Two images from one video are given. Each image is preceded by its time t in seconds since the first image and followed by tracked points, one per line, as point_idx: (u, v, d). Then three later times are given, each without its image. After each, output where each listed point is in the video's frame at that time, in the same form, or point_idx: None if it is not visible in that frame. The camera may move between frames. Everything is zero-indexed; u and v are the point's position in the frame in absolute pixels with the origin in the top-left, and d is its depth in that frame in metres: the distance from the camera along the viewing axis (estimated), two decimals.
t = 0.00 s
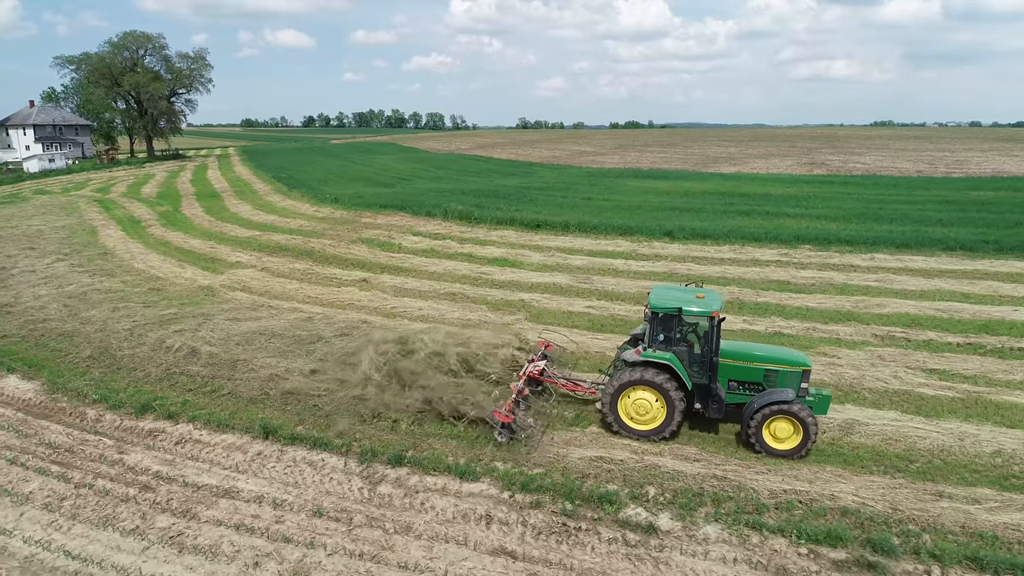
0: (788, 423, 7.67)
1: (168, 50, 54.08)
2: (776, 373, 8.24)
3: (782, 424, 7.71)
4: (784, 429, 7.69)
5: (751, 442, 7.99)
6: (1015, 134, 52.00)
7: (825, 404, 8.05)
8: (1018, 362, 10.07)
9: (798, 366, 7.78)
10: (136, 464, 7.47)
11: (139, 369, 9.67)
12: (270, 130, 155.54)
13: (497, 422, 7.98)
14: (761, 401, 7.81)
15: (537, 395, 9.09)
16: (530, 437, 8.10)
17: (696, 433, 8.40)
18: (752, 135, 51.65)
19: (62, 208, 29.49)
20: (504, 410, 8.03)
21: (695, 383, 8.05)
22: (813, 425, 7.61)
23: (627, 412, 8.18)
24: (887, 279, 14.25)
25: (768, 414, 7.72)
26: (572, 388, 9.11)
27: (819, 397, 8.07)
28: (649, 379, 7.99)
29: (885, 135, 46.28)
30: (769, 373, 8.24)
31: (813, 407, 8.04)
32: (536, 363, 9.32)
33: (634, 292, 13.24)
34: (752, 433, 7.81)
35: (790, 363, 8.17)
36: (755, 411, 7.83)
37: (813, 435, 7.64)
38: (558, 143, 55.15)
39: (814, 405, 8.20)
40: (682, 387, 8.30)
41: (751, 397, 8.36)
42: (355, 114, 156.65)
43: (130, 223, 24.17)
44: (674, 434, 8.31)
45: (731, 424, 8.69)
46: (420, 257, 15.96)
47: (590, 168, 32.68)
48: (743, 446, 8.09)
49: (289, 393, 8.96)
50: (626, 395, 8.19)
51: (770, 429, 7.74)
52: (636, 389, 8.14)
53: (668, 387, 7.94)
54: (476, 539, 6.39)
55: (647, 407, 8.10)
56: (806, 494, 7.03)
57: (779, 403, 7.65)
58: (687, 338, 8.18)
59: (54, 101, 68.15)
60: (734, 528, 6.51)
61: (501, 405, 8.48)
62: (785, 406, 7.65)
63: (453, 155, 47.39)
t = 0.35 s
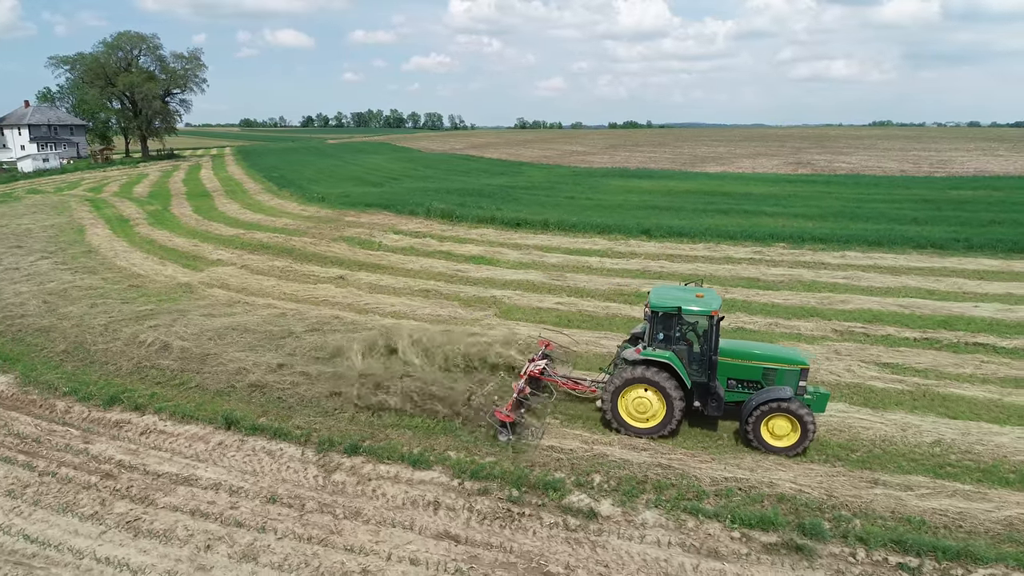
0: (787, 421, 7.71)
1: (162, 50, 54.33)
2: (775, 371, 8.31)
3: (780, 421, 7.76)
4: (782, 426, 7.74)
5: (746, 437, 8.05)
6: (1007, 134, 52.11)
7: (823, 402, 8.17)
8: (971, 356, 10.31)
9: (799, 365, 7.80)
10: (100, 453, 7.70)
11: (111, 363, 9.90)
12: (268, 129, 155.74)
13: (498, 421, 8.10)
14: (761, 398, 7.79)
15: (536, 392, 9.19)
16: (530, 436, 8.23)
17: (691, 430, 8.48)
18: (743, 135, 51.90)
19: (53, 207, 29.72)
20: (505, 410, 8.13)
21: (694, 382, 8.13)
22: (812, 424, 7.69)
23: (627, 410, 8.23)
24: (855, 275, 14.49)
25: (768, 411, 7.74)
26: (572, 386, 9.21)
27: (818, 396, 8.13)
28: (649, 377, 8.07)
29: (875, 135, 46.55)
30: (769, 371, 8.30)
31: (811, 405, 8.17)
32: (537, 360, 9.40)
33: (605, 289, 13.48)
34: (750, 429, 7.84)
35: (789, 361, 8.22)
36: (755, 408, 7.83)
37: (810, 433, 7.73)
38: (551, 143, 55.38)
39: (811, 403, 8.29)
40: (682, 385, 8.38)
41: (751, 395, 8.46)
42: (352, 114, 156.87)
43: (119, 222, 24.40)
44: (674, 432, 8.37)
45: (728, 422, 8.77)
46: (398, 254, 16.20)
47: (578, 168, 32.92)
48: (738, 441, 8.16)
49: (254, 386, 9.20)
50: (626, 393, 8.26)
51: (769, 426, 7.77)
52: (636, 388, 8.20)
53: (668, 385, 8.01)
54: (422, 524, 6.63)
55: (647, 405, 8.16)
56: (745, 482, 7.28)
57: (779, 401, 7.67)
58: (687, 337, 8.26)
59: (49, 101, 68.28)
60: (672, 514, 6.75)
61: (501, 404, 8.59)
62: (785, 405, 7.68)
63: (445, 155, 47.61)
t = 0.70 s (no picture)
0: (782, 418, 7.83)
1: (156, 50, 54.55)
2: (770, 369, 8.39)
3: (776, 420, 7.88)
4: (777, 424, 7.86)
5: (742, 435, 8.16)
6: (996, 134, 52.56)
7: (818, 399, 8.34)
8: (923, 351, 10.58)
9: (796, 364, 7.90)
10: (63, 443, 7.92)
11: (81, 358, 10.13)
12: (265, 129, 155.95)
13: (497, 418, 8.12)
14: (756, 396, 7.95)
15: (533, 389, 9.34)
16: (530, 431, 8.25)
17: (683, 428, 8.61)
18: (734, 135, 52.14)
19: (43, 206, 29.95)
20: (503, 406, 8.18)
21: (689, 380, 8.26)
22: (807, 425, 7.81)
23: (624, 408, 8.35)
24: (822, 273, 14.74)
25: (762, 409, 7.88)
26: (570, 386, 9.31)
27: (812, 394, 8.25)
28: (644, 376, 8.19)
29: (865, 135, 46.82)
30: (763, 370, 8.39)
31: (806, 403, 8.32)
32: (534, 360, 9.51)
33: (576, 287, 13.74)
34: (745, 427, 7.98)
35: (783, 360, 8.29)
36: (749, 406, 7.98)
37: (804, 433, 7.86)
38: (544, 143, 55.61)
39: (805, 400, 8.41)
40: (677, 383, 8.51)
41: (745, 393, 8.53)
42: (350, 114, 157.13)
43: (106, 221, 24.64)
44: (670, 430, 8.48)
45: (722, 419, 8.91)
46: (376, 252, 16.45)
47: (565, 167, 33.15)
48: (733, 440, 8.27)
49: (219, 380, 9.43)
50: (623, 391, 8.37)
51: (763, 423, 7.90)
52: (633, 386, 8.32)
53: (663, 383, 8.14)
54: (368, 510, 6.87)
55: (644, 402, 8.27)
56: (685, 470, 7.53)
57: (774, 398, 7.81)
58: (682, 335, 8.38)
59: (45, 101, 68.51)
60: (610, 500, 6.99)
61: (499, 402, 8.65)
62: (780, 402, 7.82)
63: (438, 155, 47.86)
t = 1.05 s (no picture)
0: (775, 417, 7.87)
1: (150, 50, 54.80)
2: (763, 369, 8.44)
3: (767, 418, 7.92)
4: (769, 422, 7.91)
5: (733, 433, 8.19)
6: (986, 134, 52.75)
7: (810, 398, 8.42)
8: (877, 346, 10.81)
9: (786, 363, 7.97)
10: (25, 434, 8.16)
11: (51, 352, 10.37)
12: (263, 130, 156.18)
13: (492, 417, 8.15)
14: (749, 394, 7.97)
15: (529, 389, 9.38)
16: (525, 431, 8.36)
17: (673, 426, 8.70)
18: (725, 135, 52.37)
19: (32, 206, 30.19)
20: (499, 406, 8.24)
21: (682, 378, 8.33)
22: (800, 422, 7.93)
23: (617, 406, 8.43)
24: (789, 271, 14.97)
25: (756, 407, 7.90)
26: (564, 385, 9.38)
27: (804, 391, 8.38)
28: (637, 374, 8.26)
29: (854, 135, 47.06)
30: (757, 369, 8.43)
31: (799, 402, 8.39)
32: (530, 359, 9.56)
33: (546, 285, 13.97)
34: (737, 426, 8.01)
35: (777, 359, 8.35)
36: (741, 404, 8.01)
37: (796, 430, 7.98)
38: (536, 143, 55.81)
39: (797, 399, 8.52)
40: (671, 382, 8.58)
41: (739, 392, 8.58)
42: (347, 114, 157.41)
43: (93, 220, 24.89)
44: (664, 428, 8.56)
45: (714, 417, 9.00)
46: (354, 251, 16.68)
47: (552, 167, 33.37)
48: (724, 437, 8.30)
49: (182, 374, 9.66)
50: (617, 390, 8.45)
51: (756, 422, 7.92)
52: (627, 385, 8.39)
53: (655, 381, 8.21)
54: (314, 497, 7.10)
55: (637, 401, 8.35)
56: (626, 460, 7.77)
57: (767, 396, 7.86)
58: (676, 334, 8.43)
59: (40, 101, 68.76)
60: (550, 488, 7.23)
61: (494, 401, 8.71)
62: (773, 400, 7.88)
63: (429, 154, 48.07)
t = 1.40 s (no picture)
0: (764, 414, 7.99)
1: (143, 50, 55.04)
2: (753, 369, 8.45)
3: (757, 419, 8.03)
4: (759, 420, 8.01)
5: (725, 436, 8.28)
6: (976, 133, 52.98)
7: (800, 398, 8.46)
8: (829, 341, 11.05)
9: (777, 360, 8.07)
10: None
11: (19, 348, 10.59)
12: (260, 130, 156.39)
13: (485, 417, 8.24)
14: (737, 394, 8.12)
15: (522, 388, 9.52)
16: (521, 429, 8.37)
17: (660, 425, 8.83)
18: (715, 135, 52.61)
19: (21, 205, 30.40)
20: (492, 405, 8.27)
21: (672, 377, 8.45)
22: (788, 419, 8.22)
23: (608, 405, 8.55)
24: (756, 268, 15.21)
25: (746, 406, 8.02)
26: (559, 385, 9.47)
27: (794, 391, 8.48)
28: (627, 373, 8.38)
29: (842, 135, 47.32)
30: (746, 369, 8.46)
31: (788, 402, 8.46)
32: (523, 359, 9.65)
33: (515, 282, 14.19)
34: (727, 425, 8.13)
35: (766, 359, 8.38)
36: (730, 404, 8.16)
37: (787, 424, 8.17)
38: (528, 143, 56.02)
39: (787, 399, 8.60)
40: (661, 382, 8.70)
41: (728, 391, 8.64)
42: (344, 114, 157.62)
43: (79, 219, 25.12)
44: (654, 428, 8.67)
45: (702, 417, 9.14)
46: (329, 249, 16.91)
47: (538, 167, 33.60)
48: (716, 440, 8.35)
49: (145, 368, 9.88)
50: (608, 389, 8.57)
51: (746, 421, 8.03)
52: (618, 384, 8.51)
53: (645, 380, 8.33)
54: (261, 486, 7.32)
55: (627, 400, 8.46)
56: (569, 451, 8.01)
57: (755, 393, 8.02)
58: (666, 334, 8.58)
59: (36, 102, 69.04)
60: (490, 476, 7.46)
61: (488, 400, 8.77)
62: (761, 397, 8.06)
63: (421, 154, 48.30)
